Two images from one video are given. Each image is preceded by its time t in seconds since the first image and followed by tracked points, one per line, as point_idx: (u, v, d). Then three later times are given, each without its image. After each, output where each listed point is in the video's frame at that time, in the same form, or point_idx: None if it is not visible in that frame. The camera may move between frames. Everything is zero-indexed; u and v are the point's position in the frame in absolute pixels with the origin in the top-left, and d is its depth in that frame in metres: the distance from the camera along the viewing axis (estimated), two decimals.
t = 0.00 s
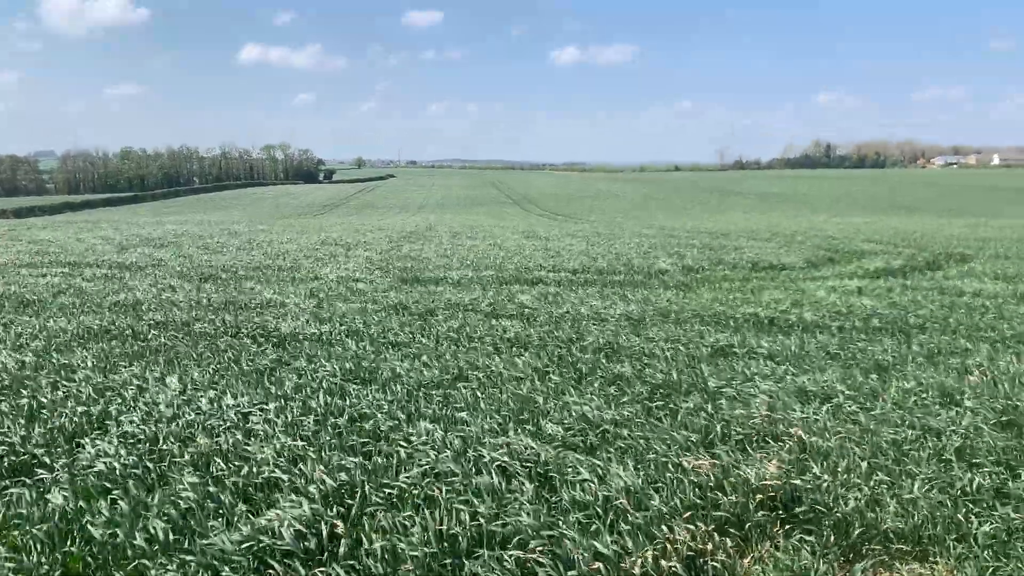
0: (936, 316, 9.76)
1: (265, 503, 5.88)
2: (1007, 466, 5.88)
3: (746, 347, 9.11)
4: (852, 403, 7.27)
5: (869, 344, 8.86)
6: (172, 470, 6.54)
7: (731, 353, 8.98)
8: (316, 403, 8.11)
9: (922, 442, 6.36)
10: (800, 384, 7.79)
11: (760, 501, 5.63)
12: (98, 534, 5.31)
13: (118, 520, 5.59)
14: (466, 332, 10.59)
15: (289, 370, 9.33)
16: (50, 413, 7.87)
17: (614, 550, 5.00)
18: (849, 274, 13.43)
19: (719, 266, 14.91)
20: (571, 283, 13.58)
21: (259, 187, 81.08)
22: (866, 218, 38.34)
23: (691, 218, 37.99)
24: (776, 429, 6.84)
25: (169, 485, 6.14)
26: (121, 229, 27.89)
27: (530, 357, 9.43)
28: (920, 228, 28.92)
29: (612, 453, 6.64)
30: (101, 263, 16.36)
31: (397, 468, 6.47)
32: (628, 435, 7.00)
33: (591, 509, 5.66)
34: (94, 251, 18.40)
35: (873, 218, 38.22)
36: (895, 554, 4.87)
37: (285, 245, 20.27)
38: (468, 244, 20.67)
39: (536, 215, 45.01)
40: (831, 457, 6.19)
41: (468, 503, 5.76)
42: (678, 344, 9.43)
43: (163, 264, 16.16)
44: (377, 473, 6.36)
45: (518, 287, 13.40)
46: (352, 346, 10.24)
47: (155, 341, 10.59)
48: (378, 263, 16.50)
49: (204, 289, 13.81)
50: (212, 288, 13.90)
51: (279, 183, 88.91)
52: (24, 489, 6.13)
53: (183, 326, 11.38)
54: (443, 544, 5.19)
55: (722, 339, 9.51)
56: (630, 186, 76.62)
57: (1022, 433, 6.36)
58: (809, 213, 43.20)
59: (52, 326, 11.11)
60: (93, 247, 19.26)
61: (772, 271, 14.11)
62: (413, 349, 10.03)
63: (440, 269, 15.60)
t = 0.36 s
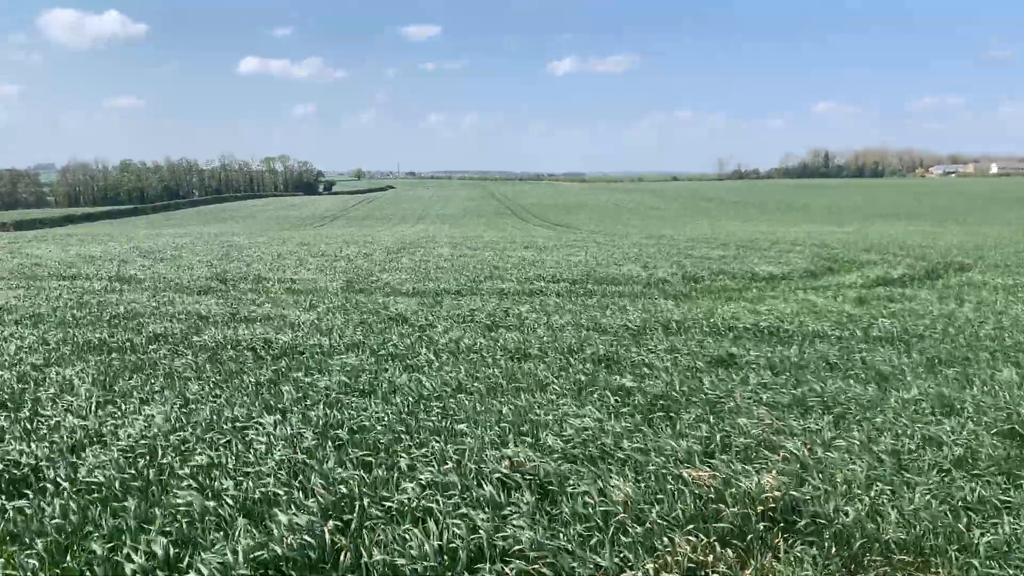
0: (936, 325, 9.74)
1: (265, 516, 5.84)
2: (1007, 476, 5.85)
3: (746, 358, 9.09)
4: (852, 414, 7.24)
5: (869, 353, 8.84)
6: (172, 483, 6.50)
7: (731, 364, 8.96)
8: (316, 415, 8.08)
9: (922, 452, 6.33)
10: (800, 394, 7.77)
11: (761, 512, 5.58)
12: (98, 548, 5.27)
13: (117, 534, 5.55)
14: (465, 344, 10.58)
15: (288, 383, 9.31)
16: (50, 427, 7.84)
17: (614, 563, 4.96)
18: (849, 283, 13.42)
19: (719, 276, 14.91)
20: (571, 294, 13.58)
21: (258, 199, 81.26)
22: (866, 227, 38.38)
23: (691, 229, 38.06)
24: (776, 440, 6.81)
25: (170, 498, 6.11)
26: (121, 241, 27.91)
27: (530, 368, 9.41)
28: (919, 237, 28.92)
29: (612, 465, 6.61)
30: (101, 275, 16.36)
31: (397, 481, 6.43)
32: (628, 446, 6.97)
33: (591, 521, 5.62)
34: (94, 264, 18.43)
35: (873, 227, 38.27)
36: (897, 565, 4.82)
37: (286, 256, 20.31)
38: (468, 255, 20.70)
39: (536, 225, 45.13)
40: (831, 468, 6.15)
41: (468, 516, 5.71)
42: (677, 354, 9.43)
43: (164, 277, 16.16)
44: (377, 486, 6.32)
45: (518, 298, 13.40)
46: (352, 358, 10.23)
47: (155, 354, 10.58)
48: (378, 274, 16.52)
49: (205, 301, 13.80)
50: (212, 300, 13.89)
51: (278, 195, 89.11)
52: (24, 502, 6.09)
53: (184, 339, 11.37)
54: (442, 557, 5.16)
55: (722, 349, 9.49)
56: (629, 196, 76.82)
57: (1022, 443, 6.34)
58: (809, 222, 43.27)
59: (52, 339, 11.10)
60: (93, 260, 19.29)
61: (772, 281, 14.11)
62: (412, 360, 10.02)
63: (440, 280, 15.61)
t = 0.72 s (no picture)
0: (937, 333, 9.71)
1: (265, 528, 5.80)
2: (1011, 485, 5.80)
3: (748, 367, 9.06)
4: (854, 423, 7.20)
5: (870, 362, 8.81)
6: (173, 495, 6.47)
7: (732, 373, 8.94)
8: (317, 426, 8.06)
9: (924, 461, 6.29)
10: (802, 404, 7.73)
11: (763, 522, 5.54)
12: (98, 561, 5.24)
13: (117, 547, 5.51)
14: (466, 353, 10.56)
15: (288, 394, 9.28)
16: (51, 439, 7.81)
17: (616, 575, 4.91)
18: (849, 292, 13.40)
19: (719, 285, 14.91)
20: (572, 303, 13.57)
21: (259, 209, 81.43)
22: (867, 235, 38.34)
23: (691, 238, 38.02)
24: (778, 449, 6.77)
25: (170, 510, 6.08)
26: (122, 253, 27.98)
27: (530, 378, 9.38)
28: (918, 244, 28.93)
29: (614, 475, 6.57)
30: (103, 287, 16.39)
31: (398, 492, 6.39)
32: (630, 456, 6.93)
33: (593, 532, 5.57)
34: (96, 275, 18.47)
35: (873, 235, 38.23)
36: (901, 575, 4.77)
37: (287, 267, 20.35)
38: (468, 265, 20.71)
39: (536, 234, 45.20)
40: (833, 477, 6.11)
41: (468, 527, 5.67)
42: (679, 364, 9.39)
43: (165, 288, 16.17)
44: (378, 497, 6.29)
45: (519, 308, 13.39)
46: (353, 369, 10.21)
47: (156, 365, 10.57)
48: (379, 284, 16.53)
49: (206, 312, 13.81)
50: (213, 311, 13.90)
51: (279, 206, 89.30)
52: (24, 515, 6.06)
53: (185, 350, 11.36)
54: (442, 569, 5.11)
55: (723, 358, 9.47)
56: (628, 205, 76.91)
57: None
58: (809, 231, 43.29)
59: (54, 351, 11.10)
60: (95, 272, 19.32)
61: (772, 290, 14.09)
62: (413, 371, 10.00)
63: (441, 290, 15.62)
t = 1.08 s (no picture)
0: (935, 342, 9.70)
1: (264, 540, 5.77)
2: (1010, 494, 5.78)
3: (746, 376, 9.04)
4: (852, 432, 7.18)
5: (869, 371, 8.80)
6: (172, 507, 6.44)
7: (731, 382, 8.92)
8: (315, 438, 8.03)
9: (923, 470, 6.26)
10: (801, 413, 7.71)
11: (763, 532, 5.51)
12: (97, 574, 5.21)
13: (116, 559, 5.48)
14: (465, 364, 10.55)
15: (288, 405, 9.27)
16: (50, 451, 7.78)
17: None
18: (848, 300, 13.40)
19: (718, 294, 14.91)
20: (570, 313, 13.56)
21: (258, 220, 81.53)
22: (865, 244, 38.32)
23: (690, 247, 38.04)
24: (778, 459, 6.74)
25: (169, 522, 6.05)
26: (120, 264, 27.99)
27: (529, 388, 9.37)
28: (917, 252, 28.98)
29: (613, 485, 6.54)
30: (102, 298, 16.39)
31: (398, 503, 6.37)
32: (629, 467, 6.91)
33: (592, 542, 5.54)
34: (96, 287, 18.48)
35: (872, 244, 38.20)
36: None
37: (286, 278, 20.36)
38: (467, 275, 20.73)
39: (536, 244, 45.28)
40: (832, 487, 6.09)
41: (467, 538, 5.64)
42: (678, 374, 9.37)
43: (165, 299, 16.18)
44: (377, 508, 6.26)
45: (517, 317, 13.39)
46: (352, 379, 10.20)
47: (156, 377, 10.56)
48: (378, 295, 16.55)
49: (205, 324, 13.81)
50: (212, 322, 13.90)
51: (278, 216, 89.41)
52: (24, 527, 6.02)
53: (184, 362, 11.35)
54: None
55: (722, 367, 9.45)
56: (627, 214, 77.03)
57: None
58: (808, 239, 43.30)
59: (53, 363, 11.09)
60: (94, 283, 19.33)
61: (771, 299, 14.09)
62: (412, 382, 9.99)
63: (440, 300, 15.63)
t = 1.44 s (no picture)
0: (931, 354, 9.68)
1: (259, 556, 5.72)
2: (1005, 506, 5.74)
3: (742, 389, 9.02)
4: (847, 445, 7.15)
5: (864, 383, 8.78)
6: (167, 522, 6.39)
7: (727, 395, 8.89)
8: (311, 452, 7.99)
9: (917, 483, 6.23)
10: (797, 426, 7.68)
11: (759, 546, 5.46)
12: None
13: None
14: (461, 377, 10.53)
15: (283, 419, 9.23)
16: (44, 467, 7.73)
17: None
18: (844, 313, 13.40)
19: (714, 307, 14.91)
20: (567, 326, 13.55)
21: (255, 233, 81.62)
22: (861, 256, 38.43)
23: (687, 260, 38.12)
24: (772, 473, 6.70)
25: (164, 538, 6.00)
26: (116, 278, 27.95)
27: (525, 402, 9.34)
28: (913, 265, 29.05)
29: (608, 499, 6.49)
30: (98, 313, 16.38)
31: (393, 518, 6.31)
32: (624, 480, 6.86)
33: (588, 557, 5.49)
34: (92, 301, 18.46)
35: (868, 256, 38.30)
36: None
37: (283, 291, 20.37)
38: (464, 288, 20.75)
39: (534, 257, 45.41)
40: (827, 500, 6.04)
41: (460, 553, 5.59)
42: (674, 387, 9.35)
43: (161, 314, 16.17)
44: (372, 523, 6.21)
45: (513, 331, 13.38)
46: (347, 393, 10.17)
47: (152, 391, 10.52)
48: (375, 308, 16.54)
49: (201, 338, 13.78)
50: (208, 336, 13.88)
51: (276, 229, 89.55)
52: (17, 544, 5.96)
53: (180, 376, 11.32)
54: None
55: (718, 380, 9.43)
56: (624, 227, 77.27)
57: (1020, 473, 6.23)
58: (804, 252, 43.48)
59: (48, 377, 11.05)
60: (90, 297, 19.30)
61: (767, 312, 14.10)
62: (408, 395, 9.95)
63: (437, 313, 15.62)
